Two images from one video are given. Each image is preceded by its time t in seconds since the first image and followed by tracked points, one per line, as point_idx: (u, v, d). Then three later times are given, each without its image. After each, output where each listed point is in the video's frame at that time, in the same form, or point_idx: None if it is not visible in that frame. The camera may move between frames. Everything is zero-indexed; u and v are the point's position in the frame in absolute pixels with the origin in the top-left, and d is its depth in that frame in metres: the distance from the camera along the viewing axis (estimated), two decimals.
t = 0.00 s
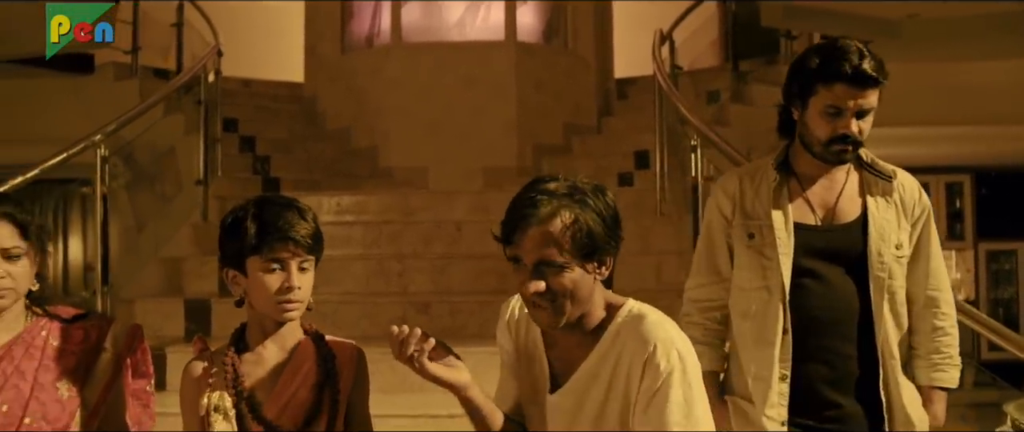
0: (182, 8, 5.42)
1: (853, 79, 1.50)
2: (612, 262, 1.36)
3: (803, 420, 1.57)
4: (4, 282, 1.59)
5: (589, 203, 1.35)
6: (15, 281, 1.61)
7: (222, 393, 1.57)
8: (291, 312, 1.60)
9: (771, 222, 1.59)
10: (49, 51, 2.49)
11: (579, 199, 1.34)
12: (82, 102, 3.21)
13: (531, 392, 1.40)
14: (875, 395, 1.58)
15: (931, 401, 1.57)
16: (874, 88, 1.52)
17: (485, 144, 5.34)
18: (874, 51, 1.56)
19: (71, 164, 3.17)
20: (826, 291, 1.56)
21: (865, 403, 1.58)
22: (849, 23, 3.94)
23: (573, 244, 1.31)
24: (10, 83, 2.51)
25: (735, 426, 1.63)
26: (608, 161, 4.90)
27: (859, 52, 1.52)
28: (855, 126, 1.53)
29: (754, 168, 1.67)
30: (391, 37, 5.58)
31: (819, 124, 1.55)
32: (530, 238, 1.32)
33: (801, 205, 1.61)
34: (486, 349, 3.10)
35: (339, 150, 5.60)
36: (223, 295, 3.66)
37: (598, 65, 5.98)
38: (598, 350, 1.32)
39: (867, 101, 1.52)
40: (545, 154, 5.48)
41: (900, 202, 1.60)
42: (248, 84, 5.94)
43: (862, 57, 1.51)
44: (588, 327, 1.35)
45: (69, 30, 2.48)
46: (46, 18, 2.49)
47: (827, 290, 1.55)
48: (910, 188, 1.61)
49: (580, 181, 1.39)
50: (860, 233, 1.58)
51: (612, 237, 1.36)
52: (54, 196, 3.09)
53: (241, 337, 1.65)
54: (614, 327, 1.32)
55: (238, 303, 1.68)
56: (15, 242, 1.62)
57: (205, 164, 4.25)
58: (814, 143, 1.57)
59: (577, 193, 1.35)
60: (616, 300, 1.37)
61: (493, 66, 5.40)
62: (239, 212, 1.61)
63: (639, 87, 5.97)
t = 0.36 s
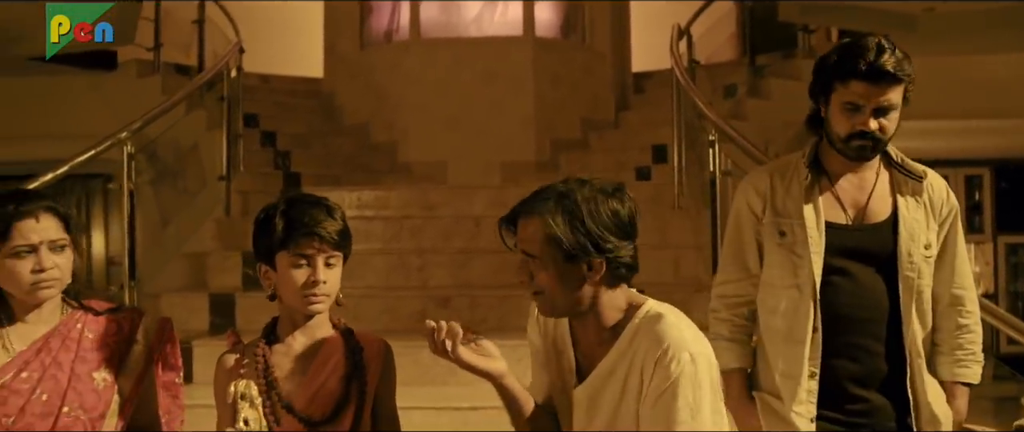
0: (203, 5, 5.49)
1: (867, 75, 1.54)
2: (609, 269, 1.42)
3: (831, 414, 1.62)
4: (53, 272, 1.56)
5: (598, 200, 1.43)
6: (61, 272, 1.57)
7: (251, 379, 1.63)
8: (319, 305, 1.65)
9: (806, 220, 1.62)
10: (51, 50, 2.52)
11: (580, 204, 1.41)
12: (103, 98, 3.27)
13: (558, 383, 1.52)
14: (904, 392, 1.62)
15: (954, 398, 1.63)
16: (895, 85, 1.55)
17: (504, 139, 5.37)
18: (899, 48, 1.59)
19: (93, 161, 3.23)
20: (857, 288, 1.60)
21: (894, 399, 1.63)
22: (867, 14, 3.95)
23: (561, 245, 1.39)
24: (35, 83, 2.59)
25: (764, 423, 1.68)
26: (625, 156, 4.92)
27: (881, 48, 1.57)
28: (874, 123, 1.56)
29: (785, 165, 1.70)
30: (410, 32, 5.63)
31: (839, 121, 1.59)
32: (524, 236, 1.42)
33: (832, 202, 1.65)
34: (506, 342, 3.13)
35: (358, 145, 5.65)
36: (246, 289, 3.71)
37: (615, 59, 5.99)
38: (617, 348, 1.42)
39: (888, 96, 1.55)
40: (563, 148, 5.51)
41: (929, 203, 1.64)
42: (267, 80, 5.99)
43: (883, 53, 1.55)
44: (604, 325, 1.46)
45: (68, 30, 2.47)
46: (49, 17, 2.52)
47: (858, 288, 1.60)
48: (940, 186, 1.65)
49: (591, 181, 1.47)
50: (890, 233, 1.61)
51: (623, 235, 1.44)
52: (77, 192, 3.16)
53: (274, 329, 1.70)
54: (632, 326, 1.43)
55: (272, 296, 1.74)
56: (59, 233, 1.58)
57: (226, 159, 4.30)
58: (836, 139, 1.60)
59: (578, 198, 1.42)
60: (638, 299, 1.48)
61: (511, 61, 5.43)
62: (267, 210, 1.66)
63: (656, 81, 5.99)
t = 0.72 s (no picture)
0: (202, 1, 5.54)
1: (845, 79, 1.63)
2: (603, 253, 1.48)
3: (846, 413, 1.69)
4: (74, 265, 1.59)
5: (596, 188, 1.49)
6: (81, 265, 1.60)
7: (269, 370, 1.67)
8: (332, 296, 1.69)
9: (820, 226, 1.68)
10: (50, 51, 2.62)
11: (578, 192, 1.47)
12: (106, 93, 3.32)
13: (558, 366, 1.59)
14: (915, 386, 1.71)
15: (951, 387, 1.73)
16: (875, 84, 1.63)
17: (501, 134, 5.43)
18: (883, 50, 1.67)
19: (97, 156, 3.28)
20: (869, 293, 1.66)
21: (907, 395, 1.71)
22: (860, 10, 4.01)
23: (556, 229, 1.46)
24: (42, 81, 2.65)
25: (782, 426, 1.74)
26: (622, 150, 4.97)
27: (860, 49, 1.65)
28: (854, 125, 1.64)
29: (790, 170, 1.76)
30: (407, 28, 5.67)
31: (825, 125, 1.68)
32: (525, 220, 1.49)
33: (839, 205, 1.71)
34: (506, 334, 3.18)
35: (357, 140, 5.69)
36: (249, 283, 3.75)
37: (611, 55, 6.04)
38: (610, 336, 1.47)
39: (870, 96, 1.63)
40: (560, 143, 5.56)
41: (926, 204, 1.73)
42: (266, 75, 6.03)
43: (863, 54, 1.64)
44: (603, 313, 1.51)
45: (68, 30, 2.62)
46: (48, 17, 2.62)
47: (870, 290, 1.66)
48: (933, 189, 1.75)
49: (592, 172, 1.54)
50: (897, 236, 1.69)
51: (620, 224, 1.49)
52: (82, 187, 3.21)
53: (289, 320, 1.75)
54: (625, 315, 1.47)
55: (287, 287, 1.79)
56: (77, 227, 1.61)
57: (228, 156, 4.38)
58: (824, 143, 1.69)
59: (574, 186, 1.48)
60: (632, 289, 1.52)
61: (508, 57, 5.49)
62: (282, 204, 1.71)
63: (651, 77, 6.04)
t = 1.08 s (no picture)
0: None
1: (813, 114, 1.63)
2: (601, 243, 1.54)
3: None
4: (94, 257, 1.61)
5: (595, 181, 1.55)
6: (101, 257, 1.63)
7: (284, 362, 1.72)
8: (341, 289, 1.74)
9: (807, 261, 1.65)
10: (50, 50, 2.68)
11: (578, 186, 1.53)
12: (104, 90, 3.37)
13: (558, 351, 1.65)
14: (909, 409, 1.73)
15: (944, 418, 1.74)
16: (845, 118, 1.62)
17: (497, 129, 5.48)
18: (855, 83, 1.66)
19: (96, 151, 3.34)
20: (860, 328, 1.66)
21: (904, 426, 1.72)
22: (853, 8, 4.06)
23: (556, 220, 1.51)
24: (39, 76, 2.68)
25: None
26: (617, 144, 5.02)
27: (830, 82, 1.64)
28: (825, 159, 1.63)
29: (771, 209, 1.74)
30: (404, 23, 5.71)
31: (799, 160, 1.67)
32: (527, 213, 1.54)
33: (823, 241, 1.69)
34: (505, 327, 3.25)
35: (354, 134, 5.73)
36: (250, 276, 3.81)
37: (605, 49, 6.09)
38: (608, 322, 1.53)
39: (840, 129, 1.62)
40: (555, 137, 5.61)
41: (906, 232, 1.74)
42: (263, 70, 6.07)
43: (833, 86, 1.63)
44: (602, 301, 1.57)
45: (68, 30, 2.69)
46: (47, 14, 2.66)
47: (861, 324, 1.66)
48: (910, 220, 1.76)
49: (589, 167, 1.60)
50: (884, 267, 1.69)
51: (617, 215, 1.55)
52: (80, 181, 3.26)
53: (300, 311, 1.80)
54: (621, 301, 1.53)
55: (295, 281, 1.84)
56: (96, 220, 1.64)
57: (228, 151, 4.41)
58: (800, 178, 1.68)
59: (574, 179, 1.54)
60: (629, 278, 1.58)
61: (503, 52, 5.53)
62: (293, 199, 1.76)
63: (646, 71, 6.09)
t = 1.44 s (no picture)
0: None
1: (793, 132, 1.64)
2: (607, 234, 1.59)
3: None
4: (119, 247, 1.67)
5: (591, 177, 1.60)
6: (125, 248, 1.69)
7: (297, 347, 1.76)
8: (350, 289, 1.78)
9: (787, 283, 1.69)
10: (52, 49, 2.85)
11: (578, 185, 1.58)
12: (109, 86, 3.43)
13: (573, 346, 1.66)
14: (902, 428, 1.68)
15: None
16: (825, 135, 1.63)
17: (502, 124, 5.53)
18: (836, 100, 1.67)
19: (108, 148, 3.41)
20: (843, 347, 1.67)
21: None
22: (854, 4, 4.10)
23: (558, 219, 1.57)
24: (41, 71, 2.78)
25: None
26: (621, 139, 5.07)
27: (812, 99, 1.66)
28: (808, 177, 1.65)
29: (759, 230, 1.78)
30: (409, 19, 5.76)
31: (784, 179, 1.69)
32: (529, 215, 1.60)
33: (806, 263, 1.72)
34: (511, 318, 3.31)
35: (360, 129, 5.79)
36: (260, 270, 3.87)
37: (609, 45, 6.13)
38: (615, 315, 1.59)
39: (822, 147, 1.63)
40: (560, 132, 5.66)
41: (904, 249, 1.73)
42: (269, 65, 6.13)
43: (812, 104, 1.64)
44: (609, 291, 1.62)
45: (68, 30, 2.89)
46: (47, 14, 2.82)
47: (846, 345, 1.68)
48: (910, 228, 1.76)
49: (583, 162, 1.65)
50: (869, 284, 1.70)
51: (619, 208, 1.61)
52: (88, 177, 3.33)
53: (316, 301, 1.85)
54: (630, 294, 1.58)
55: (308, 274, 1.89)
56: (120, 213, 1.69)
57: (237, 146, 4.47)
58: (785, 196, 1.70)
59: (570, 178, 1.59)
60: (637, 269, 1.64)
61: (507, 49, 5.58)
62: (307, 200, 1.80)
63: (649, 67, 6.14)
